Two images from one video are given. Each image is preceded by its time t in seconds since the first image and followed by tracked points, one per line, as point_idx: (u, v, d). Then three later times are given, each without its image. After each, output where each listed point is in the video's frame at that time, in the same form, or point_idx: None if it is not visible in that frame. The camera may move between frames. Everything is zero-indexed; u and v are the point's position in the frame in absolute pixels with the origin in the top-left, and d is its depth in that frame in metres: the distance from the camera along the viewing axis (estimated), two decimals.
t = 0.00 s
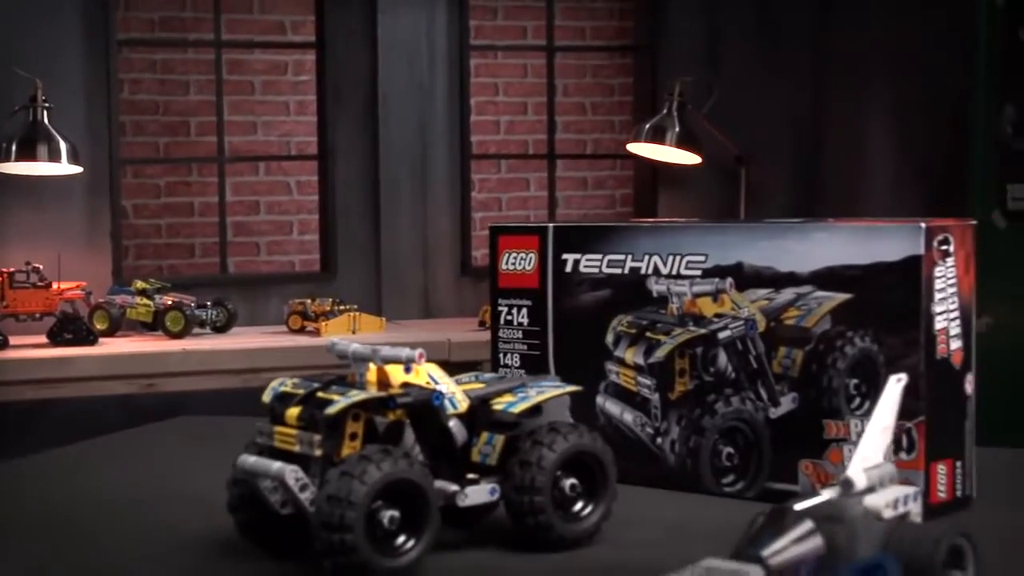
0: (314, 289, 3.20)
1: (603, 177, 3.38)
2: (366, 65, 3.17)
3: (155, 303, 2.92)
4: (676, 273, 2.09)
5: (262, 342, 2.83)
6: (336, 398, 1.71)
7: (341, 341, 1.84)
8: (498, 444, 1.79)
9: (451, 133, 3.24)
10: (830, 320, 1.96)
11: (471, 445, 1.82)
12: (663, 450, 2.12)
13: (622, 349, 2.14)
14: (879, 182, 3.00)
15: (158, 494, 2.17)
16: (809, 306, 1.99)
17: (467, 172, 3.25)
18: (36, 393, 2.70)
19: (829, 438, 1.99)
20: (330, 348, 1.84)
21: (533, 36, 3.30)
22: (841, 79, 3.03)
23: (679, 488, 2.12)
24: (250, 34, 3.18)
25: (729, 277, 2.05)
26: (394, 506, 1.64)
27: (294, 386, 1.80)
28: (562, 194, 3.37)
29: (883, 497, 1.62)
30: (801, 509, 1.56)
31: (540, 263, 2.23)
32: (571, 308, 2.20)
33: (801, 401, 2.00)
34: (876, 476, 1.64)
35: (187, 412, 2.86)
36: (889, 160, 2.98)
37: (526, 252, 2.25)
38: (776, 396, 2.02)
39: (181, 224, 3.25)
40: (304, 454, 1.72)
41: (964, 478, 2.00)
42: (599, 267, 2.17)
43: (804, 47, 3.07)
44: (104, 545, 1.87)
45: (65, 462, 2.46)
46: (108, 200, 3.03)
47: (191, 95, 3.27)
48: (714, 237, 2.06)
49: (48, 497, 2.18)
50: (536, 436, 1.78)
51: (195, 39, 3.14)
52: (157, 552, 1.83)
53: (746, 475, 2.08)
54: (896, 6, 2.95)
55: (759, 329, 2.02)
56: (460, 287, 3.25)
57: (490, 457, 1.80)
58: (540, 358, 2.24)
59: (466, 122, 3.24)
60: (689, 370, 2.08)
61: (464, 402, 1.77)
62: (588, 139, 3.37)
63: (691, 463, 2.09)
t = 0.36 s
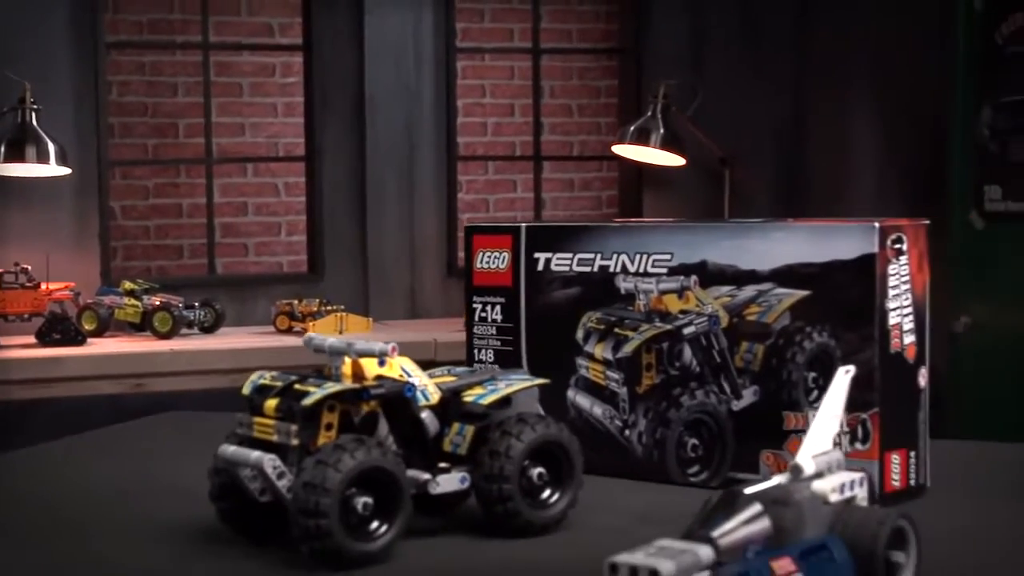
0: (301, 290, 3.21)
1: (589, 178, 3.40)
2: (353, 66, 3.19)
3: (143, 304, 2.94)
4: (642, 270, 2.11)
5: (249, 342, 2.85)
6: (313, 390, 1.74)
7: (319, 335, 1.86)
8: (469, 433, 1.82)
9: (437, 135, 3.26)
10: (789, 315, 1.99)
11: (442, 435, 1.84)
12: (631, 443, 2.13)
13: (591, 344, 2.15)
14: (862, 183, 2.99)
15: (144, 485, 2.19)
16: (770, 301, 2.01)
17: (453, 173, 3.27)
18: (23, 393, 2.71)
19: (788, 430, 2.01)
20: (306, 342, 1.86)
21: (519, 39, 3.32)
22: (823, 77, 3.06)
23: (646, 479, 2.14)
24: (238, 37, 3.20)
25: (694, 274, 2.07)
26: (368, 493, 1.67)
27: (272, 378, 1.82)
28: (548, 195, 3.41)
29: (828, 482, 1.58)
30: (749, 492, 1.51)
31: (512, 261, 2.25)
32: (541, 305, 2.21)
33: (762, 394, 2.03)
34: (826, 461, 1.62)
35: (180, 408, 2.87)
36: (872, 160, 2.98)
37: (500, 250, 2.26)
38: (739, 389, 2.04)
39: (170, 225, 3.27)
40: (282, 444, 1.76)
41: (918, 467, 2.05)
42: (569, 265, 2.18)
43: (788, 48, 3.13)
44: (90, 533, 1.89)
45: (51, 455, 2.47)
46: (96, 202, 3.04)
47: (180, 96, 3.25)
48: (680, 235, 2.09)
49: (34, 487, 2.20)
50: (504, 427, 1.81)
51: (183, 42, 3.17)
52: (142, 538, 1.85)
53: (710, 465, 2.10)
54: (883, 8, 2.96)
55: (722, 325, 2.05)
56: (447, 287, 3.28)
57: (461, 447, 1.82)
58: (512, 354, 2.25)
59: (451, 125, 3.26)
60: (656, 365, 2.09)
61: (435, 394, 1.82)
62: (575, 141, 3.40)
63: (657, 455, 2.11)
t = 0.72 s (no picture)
0: (288, 290, 3.23)
1: (575, 179, 3.43)
2: (341, 66, 3.21)
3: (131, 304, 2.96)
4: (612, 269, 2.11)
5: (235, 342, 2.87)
6: (291, 381, 1.78)
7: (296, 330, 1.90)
8: (440, 424, 1.84)
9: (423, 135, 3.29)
10: (752, 312, 2.01)
11: (415, 427, 1.87)
12: (600, 435, 2.14)
13: (562, 340, 2.16)
14: (844, 181, 3.03)
15: (130, 481, 2.21)
16: (734, 297, 2.03)
17: (440, 173, 3.29)
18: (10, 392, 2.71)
19: (750, 422, 2.02)
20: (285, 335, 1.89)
21: (506, 40, 3.35)
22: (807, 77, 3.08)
23: (615, 472, 2.14)
24: (225, 39, 3.22)
25: (661, 272, 2.08)
26: (343, 480, 1.69)
27: (252, 370, 1.85)
28: (534, 195, 3.43)
29: (779, 469, 1.60)
30: (702, 477, 1.54)
31: (487, 259, 2.25)
32: (515, 302, 2.22)
33: (727, 387, 2.04)
34: (779, 449, 1.63)
35: (165, 404, 2.83)
36: (855, 158, 3.01)
37: (475, 249, 2.27)
38: (703, 381, 2.06)
39: (156, 225, 3.29)
40: (260, 434, 1.79)
41: (875, 457, 2.08)
42: (541, 263, 2.19)
43: (772, 47, 3.14)
44: (77, 525, 1.91)
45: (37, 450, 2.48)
46: (85, 205, 3.06)
47: (168, 98, 3.27)
48: (645, 233, 2.10)
49: (22, 481, 2.22)
50: (475, 417, 1.83)
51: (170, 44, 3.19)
52: (128, 528, 1.88)
53: (677, 456, 2.11)
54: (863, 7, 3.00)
55: (687, 321, 2.06)
56: (433, 286, 3.29)
57: (433, 437, 1.84)
58: (487, 350, 2.25)
59: (439, 126, 3.26)
60: (625, 359, 2.10)
61: (409, 385, 1.84)
62: (561, 142, 3.43)
63: (626, 446, 2.11)
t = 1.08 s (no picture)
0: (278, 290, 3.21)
1: (563, 180, 3.28)
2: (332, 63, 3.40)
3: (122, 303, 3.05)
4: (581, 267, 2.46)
5: (226, 342, 2.90)
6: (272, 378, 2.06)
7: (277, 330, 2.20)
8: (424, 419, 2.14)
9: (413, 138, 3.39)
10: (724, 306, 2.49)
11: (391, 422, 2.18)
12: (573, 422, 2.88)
13: (537, 334, 3.39)
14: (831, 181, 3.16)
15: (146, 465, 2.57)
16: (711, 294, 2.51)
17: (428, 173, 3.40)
18: None
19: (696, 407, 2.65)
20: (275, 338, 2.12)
21: (495, 40, 3.11)
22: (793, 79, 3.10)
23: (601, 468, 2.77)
24: (217, 40, 3.07)
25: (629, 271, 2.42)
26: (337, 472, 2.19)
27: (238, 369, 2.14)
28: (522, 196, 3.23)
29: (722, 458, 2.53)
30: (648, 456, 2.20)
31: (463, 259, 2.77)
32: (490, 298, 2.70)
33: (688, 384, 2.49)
34: (737, 439, 2.64)
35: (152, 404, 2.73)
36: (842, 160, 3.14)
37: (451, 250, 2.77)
38: (673, 374, 3.21)
39: (143, 225, 3.11)
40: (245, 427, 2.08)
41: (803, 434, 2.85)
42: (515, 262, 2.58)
43: (759, 48, 3.07)
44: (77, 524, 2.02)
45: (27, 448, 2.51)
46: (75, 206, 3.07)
47: (157, 99, 3.02)
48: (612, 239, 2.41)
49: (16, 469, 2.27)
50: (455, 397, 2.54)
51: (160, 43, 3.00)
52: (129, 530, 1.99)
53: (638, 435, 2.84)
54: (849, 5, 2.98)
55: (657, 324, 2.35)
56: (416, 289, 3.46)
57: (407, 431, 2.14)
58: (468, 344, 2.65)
59: (426, 127, 3.31)
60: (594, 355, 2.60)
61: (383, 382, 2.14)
62: (551, 143, 3.20)
63: (599, 436, 3.21)
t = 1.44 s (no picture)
0: (268, 291, 3.34)
1: (555, 181, 3.40)
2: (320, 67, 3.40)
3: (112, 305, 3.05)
4: (559, 264, 2.71)
5: (215, 344, 2.91)
6: (253, 368, 2.31)
7: (262, 324, 2.44)
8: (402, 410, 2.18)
9: (402, 139, 3.40)
10: (687, 304, 2.56)
11: (373, 409, 2.45)
12: (550, 420, 2.66)
13: (513, 331, 2.74)
14: (817, 176, 3.04)
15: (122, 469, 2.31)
16: (670, 291, 2.57)
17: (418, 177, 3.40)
18: None
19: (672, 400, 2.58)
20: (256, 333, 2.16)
21: (483, 45, 3.22)
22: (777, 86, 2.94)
23: (561, 452, 2.60)
24: (207, 43, 3.26)
25: (603, 267, 2.66)
26: (300, 459, 2.22)
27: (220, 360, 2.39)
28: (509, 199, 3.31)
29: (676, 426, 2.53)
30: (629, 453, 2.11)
31: (443, 258, 2.91)
32: (471, 294, 2.84)
33: (664, 374, 2.59)
34: (697, 429, 2.32)
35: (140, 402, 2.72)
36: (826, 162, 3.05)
37: (432, 247, 2.92)
38: (642, 371, 2.61)
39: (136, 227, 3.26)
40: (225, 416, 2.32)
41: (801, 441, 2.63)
42: (494, 259, 2.80)
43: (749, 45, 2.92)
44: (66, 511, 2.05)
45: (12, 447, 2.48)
46: (67, 207, 3.04)
47: (149, 101, 3.18)
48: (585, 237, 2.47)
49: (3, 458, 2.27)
50: (428, 400, 2.42)
51: (152, 48, 3.17)
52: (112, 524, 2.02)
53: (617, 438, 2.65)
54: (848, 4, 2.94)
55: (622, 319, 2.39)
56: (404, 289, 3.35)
57: (387, 419, 2.42)
58: (445, 338, 2.88)
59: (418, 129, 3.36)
60: (571, 350, 2.64)
61: (365, 371, 2.40)
62: (541, 145, 3.31)
63: (571, 430, 2.61)
